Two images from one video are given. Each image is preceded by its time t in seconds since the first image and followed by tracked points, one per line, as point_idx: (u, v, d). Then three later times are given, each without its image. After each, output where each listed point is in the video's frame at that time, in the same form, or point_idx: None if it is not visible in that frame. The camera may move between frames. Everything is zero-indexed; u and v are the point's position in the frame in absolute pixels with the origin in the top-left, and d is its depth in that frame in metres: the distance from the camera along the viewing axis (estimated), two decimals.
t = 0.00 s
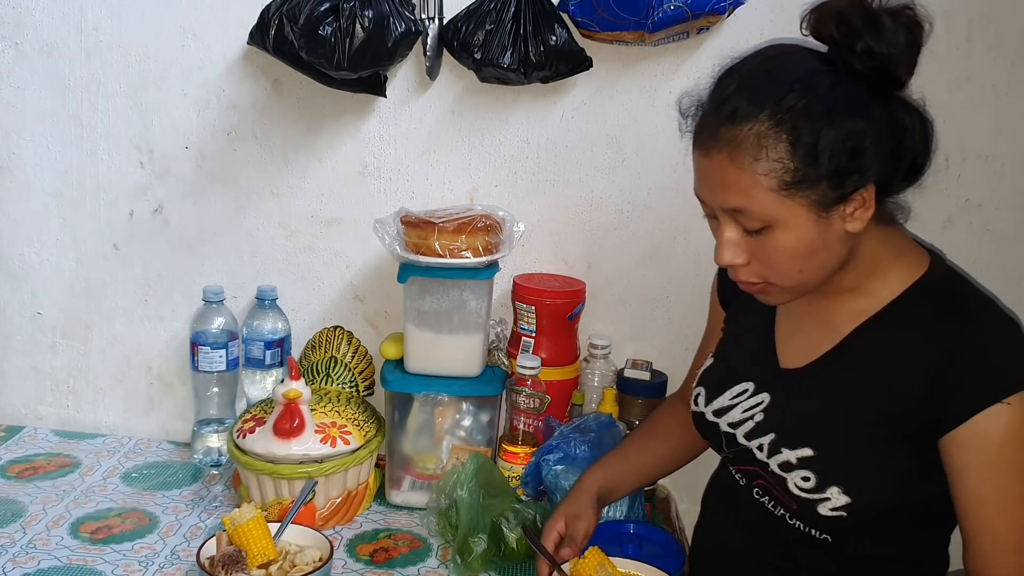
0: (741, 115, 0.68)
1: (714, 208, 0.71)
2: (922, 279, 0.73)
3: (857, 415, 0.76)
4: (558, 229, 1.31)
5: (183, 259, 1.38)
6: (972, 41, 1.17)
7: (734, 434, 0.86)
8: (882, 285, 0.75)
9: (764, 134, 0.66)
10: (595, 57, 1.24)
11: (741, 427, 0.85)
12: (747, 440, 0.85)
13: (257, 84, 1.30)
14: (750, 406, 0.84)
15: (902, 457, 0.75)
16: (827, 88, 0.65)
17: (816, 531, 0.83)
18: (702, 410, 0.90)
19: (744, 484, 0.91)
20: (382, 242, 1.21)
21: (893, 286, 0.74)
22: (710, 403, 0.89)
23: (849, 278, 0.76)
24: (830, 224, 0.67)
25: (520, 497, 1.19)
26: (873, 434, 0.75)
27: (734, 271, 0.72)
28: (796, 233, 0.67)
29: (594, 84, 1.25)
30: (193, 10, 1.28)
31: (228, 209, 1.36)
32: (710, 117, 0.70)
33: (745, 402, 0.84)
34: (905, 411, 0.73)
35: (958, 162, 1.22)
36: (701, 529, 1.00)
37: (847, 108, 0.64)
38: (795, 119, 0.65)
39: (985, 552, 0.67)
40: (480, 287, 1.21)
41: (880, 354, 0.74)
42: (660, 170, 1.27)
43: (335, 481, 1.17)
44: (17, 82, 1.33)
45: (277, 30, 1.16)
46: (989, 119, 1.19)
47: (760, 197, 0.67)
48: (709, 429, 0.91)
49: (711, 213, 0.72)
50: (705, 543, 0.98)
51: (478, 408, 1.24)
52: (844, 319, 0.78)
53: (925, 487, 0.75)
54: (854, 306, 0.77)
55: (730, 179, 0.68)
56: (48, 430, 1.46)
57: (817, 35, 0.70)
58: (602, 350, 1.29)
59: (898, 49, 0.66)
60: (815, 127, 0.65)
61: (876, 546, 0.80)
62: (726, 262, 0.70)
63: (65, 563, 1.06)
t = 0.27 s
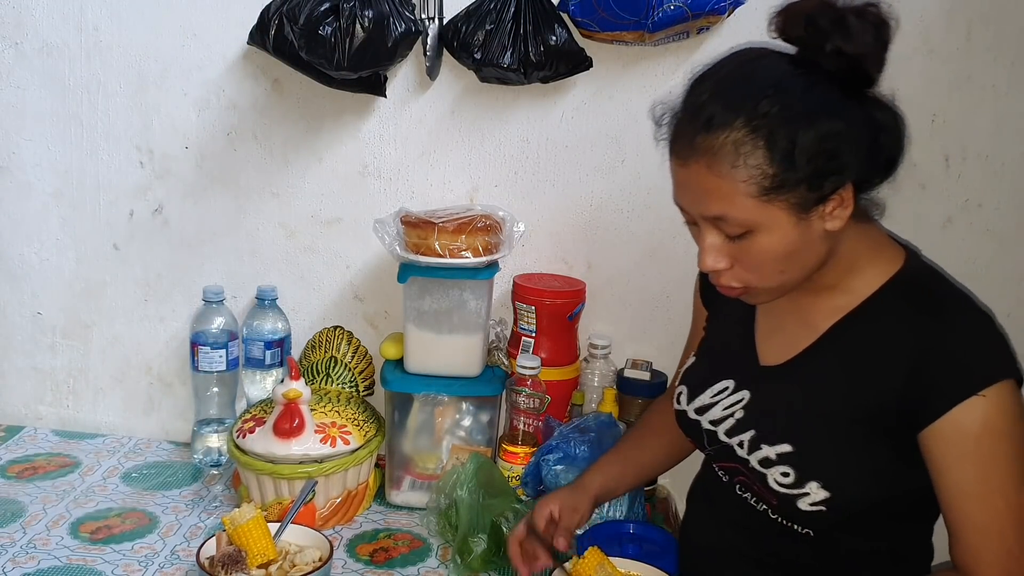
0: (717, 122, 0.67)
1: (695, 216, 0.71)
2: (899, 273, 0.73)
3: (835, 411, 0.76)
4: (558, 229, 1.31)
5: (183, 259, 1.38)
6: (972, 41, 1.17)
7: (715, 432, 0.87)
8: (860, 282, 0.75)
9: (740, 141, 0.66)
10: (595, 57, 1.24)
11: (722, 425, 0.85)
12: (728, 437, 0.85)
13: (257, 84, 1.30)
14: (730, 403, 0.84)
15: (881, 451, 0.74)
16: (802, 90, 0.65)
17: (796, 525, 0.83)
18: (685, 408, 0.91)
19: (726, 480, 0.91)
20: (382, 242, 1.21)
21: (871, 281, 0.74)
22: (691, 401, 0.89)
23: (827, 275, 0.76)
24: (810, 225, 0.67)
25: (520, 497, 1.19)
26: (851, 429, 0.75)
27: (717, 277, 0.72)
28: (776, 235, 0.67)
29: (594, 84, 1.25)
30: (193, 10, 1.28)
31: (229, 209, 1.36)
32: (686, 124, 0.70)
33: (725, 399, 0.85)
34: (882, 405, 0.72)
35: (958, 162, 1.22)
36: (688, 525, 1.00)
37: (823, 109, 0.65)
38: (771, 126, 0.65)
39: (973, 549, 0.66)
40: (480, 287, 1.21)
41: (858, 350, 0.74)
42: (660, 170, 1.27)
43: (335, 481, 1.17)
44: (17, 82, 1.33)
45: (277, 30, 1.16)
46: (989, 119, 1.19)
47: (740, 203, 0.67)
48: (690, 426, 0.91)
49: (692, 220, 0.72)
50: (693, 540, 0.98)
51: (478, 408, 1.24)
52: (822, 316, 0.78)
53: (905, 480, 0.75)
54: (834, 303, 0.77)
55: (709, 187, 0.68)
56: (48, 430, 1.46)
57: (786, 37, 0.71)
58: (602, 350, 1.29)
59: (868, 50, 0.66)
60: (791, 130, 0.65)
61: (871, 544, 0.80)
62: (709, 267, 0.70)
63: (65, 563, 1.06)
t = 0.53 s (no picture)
0: (695, 129, 0.67)
1: (678, 221, 0.71)
2: (885, 271, 0.73)
3: (824, 410, 0.76)
4: (558, 229, 1.31)
5: (183, 259, 1.38)
6: (972, 42, 1.17)
7: (710, 434, 0.87)
8: (846, 279, 0.75)
9: (718, 147, 0.66)
10: (595, 57, 1.24)
11: (716, 427, 0.85)
12: (722, 439, 0.85)
13: (257, 84, 1.30)
14: (723, 405, 0.84)
15: (870, 448, 0.75)
16: (776, 94, 0.65)
17: (794, 524, 0.83)
18: (679, 411, 0.91)
19: (722, 481, 0.91)
20: (382, 242, 1.21)
21: (858, 278, 0.74)
22: (685, 404, 0.90)
23: (815, 274, 0.76)
24: (791, 227, 0.68)
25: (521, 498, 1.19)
26: (840, 428, 0.75)
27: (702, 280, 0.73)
28: (758, 239, 0.67)
29: (594, 84, 1.25)
30: (193, 10, 1.28)
31: (229, 209, 1.36)
32: (663, 132, 0.70)
33: (718, 401, 0.85)
34: (870, 402, 0.73)
35: (959, 163, 1.22)
36: (685, 525, 1.00)
37: (796, 112, 0.64)
38: (747, 131, 0.65)
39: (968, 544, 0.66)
40: (480, 287, 1.21)
41: (846, 348, 0.74)
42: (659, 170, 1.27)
43: (335, 481, 1.17)
44: (17, 82, 1.33)
45: (277, 30, 1.16)
46: (988, 119, 1.19)
47: (721, 208, 0.67)
48: (684, 429, 0.92)
49: (677, 225, 0.73)
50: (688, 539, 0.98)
51: (478, 408, 1.24)
52: (810, 313, 0.78)
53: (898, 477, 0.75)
54: (820, 301, 0.77)
55: (690, 194, 0.68)
56: (48, 430, 1.46)
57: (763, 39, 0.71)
58: (602, 350, 1.29)
59: (840, 51, 0.66)
60: (767, 134, 0.64)
61: (868, 543, 0.80)
62: (694, 271, 0.71)
63: (65, 564, 1.06)
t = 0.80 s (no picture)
0: (706, 130, 0.67)
1: (687, 224, 0.71)
2: (891, 274, 0.73)
3: (831, 410, 0.76)
4: (558, 229, 1.31)
5: (183, 259, 1.38)
6: (972, 42, 1.17)
7: (716, 434, 0.87)
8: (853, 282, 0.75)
9: (730, 150, 0.66)
10: (595, 57, 1.24)
11: (722, 428, 0.85)
12: (729, 439, 0.85)
13: (257, 84, 1.30)
14: (729, 406, 0.84)
15: (876, 450, 0.75)
16: (787, 98, 0.65)
17: (799, 525, 0.83)
18: (684, 411, 0.91)
19: (728, 481, 0.91)
20: (382, 242, 1.21)
21: (864, 281, 0.74)
22: (689, 404, 0.90)
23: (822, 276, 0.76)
24: (802, 231, 0.68)
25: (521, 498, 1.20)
26: (847, 429, 0.75)
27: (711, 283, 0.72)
28: (768, 243, 0.67)
29: (594, 83, 1.25)
30: (193, 10, 1.28)
31: (228, 209, 1.36)
32: (673, 134, 0.70)
33: (724, 402, 0.85)
34: (877, 403, 0.73)
35: (959, 163, 1.22)
36: (687, 525, 1.00)
37: (806, 116, 0.64)
38: (759, 135, 0.65)
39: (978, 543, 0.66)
40: (480, 287, 1.21)
41: (852, 350, 0.74)
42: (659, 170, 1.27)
43: (335, 481, 1.17)
44: (17, 82, 1.33)
45: (277, 30, 1.16)
46: (988, 119, 1.19)
47: (731, 211, 0.67)
48: (690, 429, 0.91)
49: (684, 228, 0.72)
50: (689, 539, 0.98)
51: (478, 408, 1.24)
52: (815, 315, 0.78)
53: (902, 479, 0.75)
54: (827, 304, 0.77)
55: (700, 196, 0.68)
56: (48, 430, 1.46)
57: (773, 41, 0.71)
58: (602, 350, 1.29)
59: (853, 55, 0.66)
60: (779, 138, 0.64)
61: (868, 542, 0.80)
62: (702, 275, 0.71)
63: (65, 563, 1.06)
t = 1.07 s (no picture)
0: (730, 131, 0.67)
1: (708, 225, 0.71)
2: (914, 276, 0.73)
3: (848, 412, 0.76)
4: (558, 229, 1.31)
5: (183, 259, 1.38)
6: (972, 41, 1.17)
7: (728, 431, 0.86)
8: (875, 283, 0.75)
9: (756, 153, 0.66)
10: (595, 57, 1.24)
11: (736, 424, 0.85)
12: (743, 437, 0.84)
13: (257, 84, 1.30)
14: (745, 402, 0.84)
15: (892, 452, 0.75)
16: (813, 102, 0.65)
17: (809, 526, 0.83)
18: (696, 406, 0.91)
19: (736, 480, 0.90)
20: (382, 242, 1.21)
21: (887, 283, 0.74)
22: (704, 399, 0.89)
23: (844, 277, 0.76)
24: (824, 236, 0.68)
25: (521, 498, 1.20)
26: (865, 431, 0.75)
27: (731, 283, 0.73)
28: (791, 248, 0.68)
29: (594, 83, 1.25)
30: (193, 10, 1.28)
31: (229, 209, 1.36)
32: (697, 136, 0.70)
33: (740, 398, 0.84)
34: (895, 406, 0.73)
35: (958, 162, 1.22)
36: (692, 526, 1.00)
37: (833, 120, 0.64)
38: (785, 138, 0.65)
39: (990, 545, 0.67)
40: (480, 287, 1.21)
41: (872, 352, 0.74)
42: (660, 170, 1.27)
43: (335, 481, 1.17)
44: (17, 82, 1.33)
45: (277, 30, 1.16)
46: (988, 119, 1.19)
47: (754, 216, 0.67)
48: (701, 423, 0.91)
49: (706, 227, 0.73)
50: (694, 540, 0.98)
51: (478, 408, 1.24)
52: (835, 315, 0.78)
53: (912, 480, 0.75)
54: (848, 304, 0.77)
55: (723, 200, 0.68)
56: (48, 430, 1.46)
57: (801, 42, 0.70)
58: (602, 350, 1.29)
59: (880, 58, 0.66)
60: (806, 142, 0.64)
61: (870, 543, 0.80)
62: (722, 276, 0.71)
63: (65, 564, 1.06)
